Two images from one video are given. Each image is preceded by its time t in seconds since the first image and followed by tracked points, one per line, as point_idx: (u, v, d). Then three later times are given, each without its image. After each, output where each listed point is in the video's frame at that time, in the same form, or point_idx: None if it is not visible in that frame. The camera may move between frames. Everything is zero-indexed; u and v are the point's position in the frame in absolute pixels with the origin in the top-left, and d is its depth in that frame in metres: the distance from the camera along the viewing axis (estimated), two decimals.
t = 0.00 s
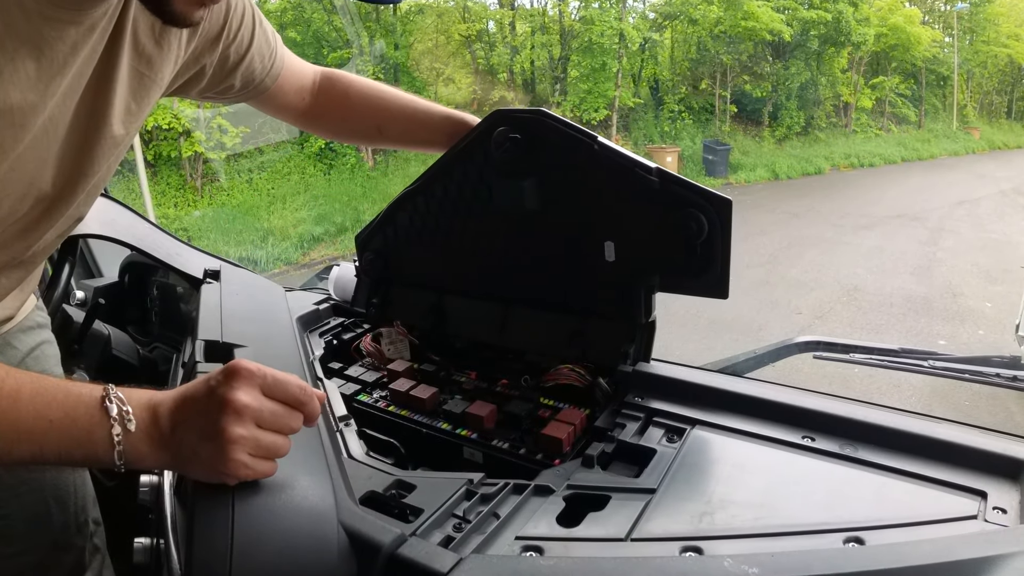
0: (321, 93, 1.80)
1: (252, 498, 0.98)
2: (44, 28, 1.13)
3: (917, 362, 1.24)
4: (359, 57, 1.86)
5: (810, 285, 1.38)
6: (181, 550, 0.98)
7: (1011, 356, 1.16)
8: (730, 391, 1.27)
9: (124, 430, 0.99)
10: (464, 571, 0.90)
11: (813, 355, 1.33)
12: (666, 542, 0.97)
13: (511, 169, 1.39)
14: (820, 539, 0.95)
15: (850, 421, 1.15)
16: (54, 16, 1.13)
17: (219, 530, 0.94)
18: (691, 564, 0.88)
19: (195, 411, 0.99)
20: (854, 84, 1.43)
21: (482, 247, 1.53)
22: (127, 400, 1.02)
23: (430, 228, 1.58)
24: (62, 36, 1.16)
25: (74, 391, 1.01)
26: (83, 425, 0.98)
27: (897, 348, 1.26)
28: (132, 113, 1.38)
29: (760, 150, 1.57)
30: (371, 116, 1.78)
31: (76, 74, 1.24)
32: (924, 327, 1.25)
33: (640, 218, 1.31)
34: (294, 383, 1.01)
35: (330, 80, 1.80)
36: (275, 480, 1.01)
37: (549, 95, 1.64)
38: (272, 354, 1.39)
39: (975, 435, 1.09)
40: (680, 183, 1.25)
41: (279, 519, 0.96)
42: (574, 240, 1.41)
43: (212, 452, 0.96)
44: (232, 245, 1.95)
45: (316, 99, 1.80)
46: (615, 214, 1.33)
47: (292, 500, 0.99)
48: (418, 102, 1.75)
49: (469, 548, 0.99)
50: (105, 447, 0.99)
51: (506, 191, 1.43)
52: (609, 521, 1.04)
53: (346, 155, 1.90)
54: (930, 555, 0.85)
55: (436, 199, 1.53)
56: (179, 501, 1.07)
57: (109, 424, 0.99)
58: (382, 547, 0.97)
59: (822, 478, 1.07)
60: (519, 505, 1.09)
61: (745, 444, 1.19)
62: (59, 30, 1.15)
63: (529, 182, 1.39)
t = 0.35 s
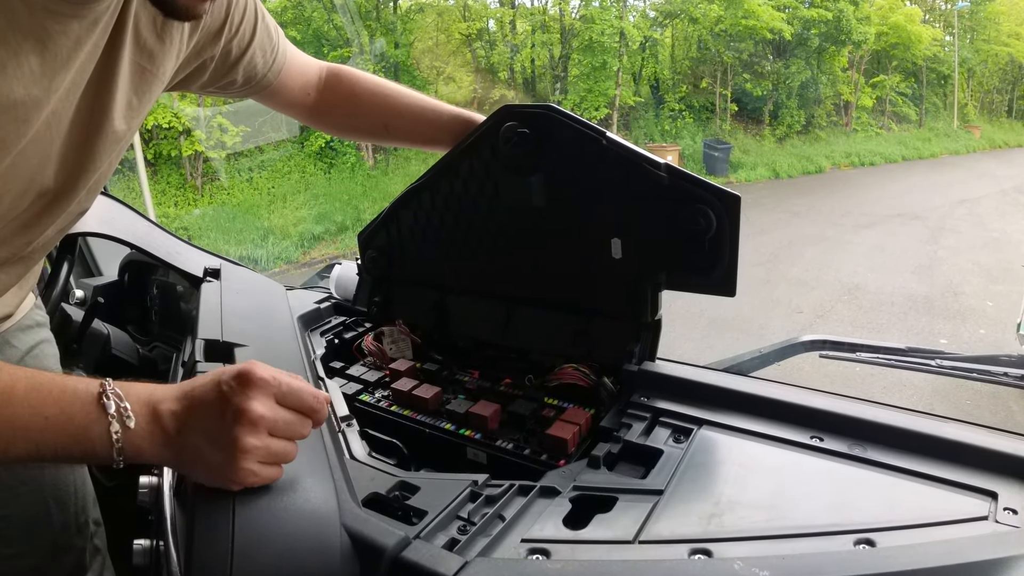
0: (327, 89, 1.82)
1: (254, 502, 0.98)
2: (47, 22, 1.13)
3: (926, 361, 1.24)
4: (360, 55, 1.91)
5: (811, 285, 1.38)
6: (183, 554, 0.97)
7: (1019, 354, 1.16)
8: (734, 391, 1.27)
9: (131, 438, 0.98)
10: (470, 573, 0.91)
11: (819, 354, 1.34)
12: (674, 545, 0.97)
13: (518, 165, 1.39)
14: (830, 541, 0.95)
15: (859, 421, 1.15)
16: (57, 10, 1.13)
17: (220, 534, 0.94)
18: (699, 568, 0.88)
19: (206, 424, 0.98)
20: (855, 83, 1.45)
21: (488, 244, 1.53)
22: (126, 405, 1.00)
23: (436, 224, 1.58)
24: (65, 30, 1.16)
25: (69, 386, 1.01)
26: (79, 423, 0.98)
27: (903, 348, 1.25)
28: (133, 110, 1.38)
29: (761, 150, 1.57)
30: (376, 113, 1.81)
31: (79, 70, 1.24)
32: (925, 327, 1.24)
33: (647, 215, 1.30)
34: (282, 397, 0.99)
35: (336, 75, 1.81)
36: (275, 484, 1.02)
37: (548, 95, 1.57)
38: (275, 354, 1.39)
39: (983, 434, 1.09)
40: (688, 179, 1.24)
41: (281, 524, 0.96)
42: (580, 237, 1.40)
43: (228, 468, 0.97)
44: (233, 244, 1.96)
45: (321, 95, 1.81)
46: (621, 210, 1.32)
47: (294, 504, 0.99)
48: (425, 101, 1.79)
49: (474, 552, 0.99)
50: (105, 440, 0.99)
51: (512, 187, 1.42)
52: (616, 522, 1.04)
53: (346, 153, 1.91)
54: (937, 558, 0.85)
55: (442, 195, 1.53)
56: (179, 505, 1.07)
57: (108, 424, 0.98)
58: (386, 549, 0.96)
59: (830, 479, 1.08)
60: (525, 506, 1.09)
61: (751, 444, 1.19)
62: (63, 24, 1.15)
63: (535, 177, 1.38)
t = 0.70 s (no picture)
0: (328, 82, 1.76)
1: (250, 499, 0.98)
2: (57, 21, 1.13)
3: (926, 360, 1.24)
4: (359, 55, 1.90)
5: (812, 283, 1.38)
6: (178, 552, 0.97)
7: (1021, 354, 1.16)
8: (734, 390, 1.27)
9: (210, 388, 1.05)
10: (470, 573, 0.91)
11: (820, 353, 1.34)
12: (674, 545, 0.97)
13: (517, 164, 1.38)
14: (831, 541, 0.95)
15: (862, 421, 1.15)
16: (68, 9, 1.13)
17: (218, 529, 0.93)
18: (699, 569, 0.88)
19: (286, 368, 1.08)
20: (855, 80, 1.42)
21: (488, 243, 1.52)
22: (190, 370, 1.01)
23: (435, 223, 1.57)
24: (75, 29, 1.16)
25: (122, 343, 0.99)
26: (138, 389, 0.98)
27: (905, 346, 1.25)
28: (134, 108, 1.37)
29: (761, 148, 1.58)
30: (380, 106, 1.75)
31: (87, 68, 1.24)
32: (926, 325, 1.24)
33: (647, 214, 1.29)
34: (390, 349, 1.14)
35: (338, 68, 1.76)
36: (275, 484, 1.01)
37: (549, 93, 1.63)
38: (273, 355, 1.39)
39: (984, 434, 1.09)
40: (688, 178, 1.23)
41: (278, 523, 0.96)
42: (580, 236, 1.39)
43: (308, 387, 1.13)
44: (233, 243, 1.95)
45: (323, 86, 1.76)
46: (620, 209, 1.32)
47: (292, 504, 1.00)
48: (430, 98, 1.72)
49: (473, 552, 0.99)
50: (163, 396, 1.01)
51: (512, 185, 1.41)
52: (616, 522, 1.03)
53: (346, 152, 1.92)
54: (941, 559, 0.85)
55: (441, 194, 1.52)
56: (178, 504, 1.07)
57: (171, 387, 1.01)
58: (385, 549, 0.96)
59: (831, 480, 1.07)
60: (525, 506, 1.09)
61: (752, 444, 1.18)
62: (73, 23, 1.16)
63: (535, 177, 1.37)
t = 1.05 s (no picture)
0: (330, 85, 1.75)
1: (251, 495, 0.97)
2: (70, 19, 1.15)
3: (927, 359, 1.23)
4: (360, 53, 1.90)
5: (813, 281, 1.39)
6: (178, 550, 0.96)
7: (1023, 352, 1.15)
8: (735, 388, 1.27)
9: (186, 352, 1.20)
10: (471, 572, 0.91)
11: (822, 352, 1.33)
12: (677, 543, 0.97)
13: (518, 162, 1.37)
14: (833, 539, 0.95)
15: (865, 420, 1.15)
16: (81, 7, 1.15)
17: (219, 525, 0.93)
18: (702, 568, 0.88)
19: (248, 333, 1.25)
20: (855, 79, 1.43)
21: (489, 240, 1.52)
22: (174, 338, 1.17)
23: (437, 221, 1.57)
24: (87, 29, 1.18)
25: (117, 316, 1.13)
26: (135, 356, 1.14)
27: (905, 345, 1.25)
28: (142, 109, 1.39)
29: (761, 146, 1.58)
30: (381, 109, 1.74)
31: (97, 69, 1.25)
32: (926, 324, 1.23)
33: (648, 212, 1.29)
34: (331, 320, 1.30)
35: (339, 72, 1.76)
36: (276, 481, 1.02)
37: (549, 91, 1.61)
38: (274, 354, 1.39)
39: (986, 432, 1.09)
40: (688, 176, 1.23)
41: (280, 521, 0.96)
42: (581, 233, 1.39)
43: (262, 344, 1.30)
44: (233, 242, 1.96)
45: (323, 88, 1.75)
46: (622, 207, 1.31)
47: (293, 502, 1.00)
48: (430, 99, 1.70)
49: (475, 550, 0.99)
50: (151, 359, 1.17)
51: (512, 183, 1.41)
52: (618, 520, 1.03)
53: (347, 150, 1.93)
54: (943, 557, 0.85)
55: (442, 191, 1.52)
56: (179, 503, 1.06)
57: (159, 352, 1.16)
58: (386, 548, 0.96)
59: (832, 478, 1.07)
60: (526, 504, 1.09)
61: (754, 441, 1.19)
62: (86, 23, 1.17)
63: (536, 175, 1.36)
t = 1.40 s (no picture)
0: (331, 91, 1.84)
1: (250, 494, 0.97)
2: (85, 25, 1.15)
3: (929, 357, 1.23)
4: (359, 53, 1.90)
5: (813, 280, 1.39)
6: (177, 549, 0.96)
7: None
8: (735, 387, 1.27)
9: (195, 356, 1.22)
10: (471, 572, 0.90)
11: (824, 351, 1.34)
12: (678, 542, 0.97)
13: (519, 159, 1.37)
14: (836, 538, 0.95)
15: (868, 419, 1.15)
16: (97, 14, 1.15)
17: (218, 525, 0.93)
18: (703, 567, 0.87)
19: (257, 339, 1.26)
20: (855, 78, 1.44)
21: (489, 239, 1.52)
22: (183, 342, 1.18)
23: (437, 220, 1.57)
24: (99, 35, 1.18)
25: (126, 318, 1.14)
26: (142, 360, 1.14)
27: (908, 344, 1.25)
28: (149, 112, 1.41)
29: (762, 145, 1.56)
30: (379, 113, 1.83)
31: (107, 73, 1.26)
32: (926, 323, 1.23)
33: (648, 211, 1.29)
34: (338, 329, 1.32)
35: (338, 78, 1.85)
36: (276, 480, 1.02)
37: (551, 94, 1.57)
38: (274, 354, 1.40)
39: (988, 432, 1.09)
40: (689, 173, 1.23)
41: (279, 520, 0.96)
42: (581, 232, 1.40)
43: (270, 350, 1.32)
44: (234, 240, 1.96)
45: (323, 95, 1.83)
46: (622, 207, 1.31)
47: (293, 501, 1.00)
48: (428, 100, 1.81)
49: (475, 549, 0.99)
50: (158, 363, 1.17)
51: (512, 182, 1.41)
52: (619, 520, 1.03)
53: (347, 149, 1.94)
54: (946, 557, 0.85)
55: (443, 189, 1.52)
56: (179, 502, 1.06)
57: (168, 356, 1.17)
58: (385, 547, 0.96)
59: (833, 477, 1.07)
60: (526, 504, 1.09)
61: (755, 441, 1.18)
62: (99, 29, 1.17)
63: (535, 172, 1.36)
